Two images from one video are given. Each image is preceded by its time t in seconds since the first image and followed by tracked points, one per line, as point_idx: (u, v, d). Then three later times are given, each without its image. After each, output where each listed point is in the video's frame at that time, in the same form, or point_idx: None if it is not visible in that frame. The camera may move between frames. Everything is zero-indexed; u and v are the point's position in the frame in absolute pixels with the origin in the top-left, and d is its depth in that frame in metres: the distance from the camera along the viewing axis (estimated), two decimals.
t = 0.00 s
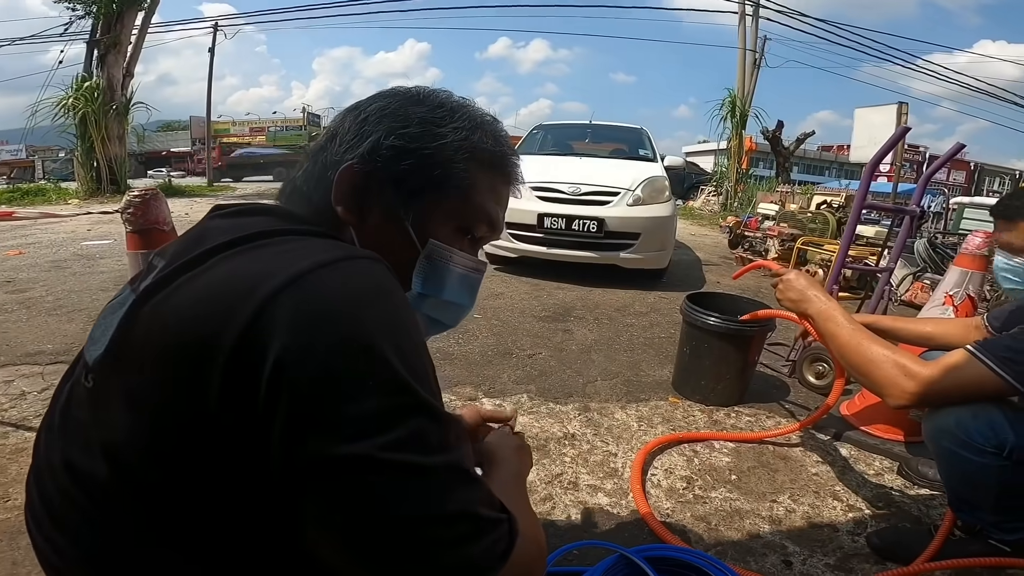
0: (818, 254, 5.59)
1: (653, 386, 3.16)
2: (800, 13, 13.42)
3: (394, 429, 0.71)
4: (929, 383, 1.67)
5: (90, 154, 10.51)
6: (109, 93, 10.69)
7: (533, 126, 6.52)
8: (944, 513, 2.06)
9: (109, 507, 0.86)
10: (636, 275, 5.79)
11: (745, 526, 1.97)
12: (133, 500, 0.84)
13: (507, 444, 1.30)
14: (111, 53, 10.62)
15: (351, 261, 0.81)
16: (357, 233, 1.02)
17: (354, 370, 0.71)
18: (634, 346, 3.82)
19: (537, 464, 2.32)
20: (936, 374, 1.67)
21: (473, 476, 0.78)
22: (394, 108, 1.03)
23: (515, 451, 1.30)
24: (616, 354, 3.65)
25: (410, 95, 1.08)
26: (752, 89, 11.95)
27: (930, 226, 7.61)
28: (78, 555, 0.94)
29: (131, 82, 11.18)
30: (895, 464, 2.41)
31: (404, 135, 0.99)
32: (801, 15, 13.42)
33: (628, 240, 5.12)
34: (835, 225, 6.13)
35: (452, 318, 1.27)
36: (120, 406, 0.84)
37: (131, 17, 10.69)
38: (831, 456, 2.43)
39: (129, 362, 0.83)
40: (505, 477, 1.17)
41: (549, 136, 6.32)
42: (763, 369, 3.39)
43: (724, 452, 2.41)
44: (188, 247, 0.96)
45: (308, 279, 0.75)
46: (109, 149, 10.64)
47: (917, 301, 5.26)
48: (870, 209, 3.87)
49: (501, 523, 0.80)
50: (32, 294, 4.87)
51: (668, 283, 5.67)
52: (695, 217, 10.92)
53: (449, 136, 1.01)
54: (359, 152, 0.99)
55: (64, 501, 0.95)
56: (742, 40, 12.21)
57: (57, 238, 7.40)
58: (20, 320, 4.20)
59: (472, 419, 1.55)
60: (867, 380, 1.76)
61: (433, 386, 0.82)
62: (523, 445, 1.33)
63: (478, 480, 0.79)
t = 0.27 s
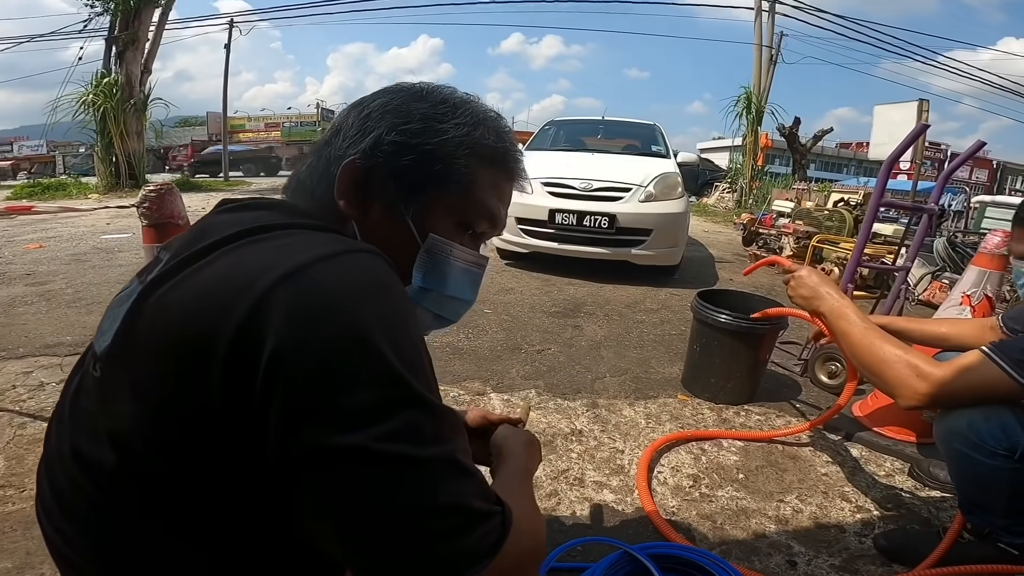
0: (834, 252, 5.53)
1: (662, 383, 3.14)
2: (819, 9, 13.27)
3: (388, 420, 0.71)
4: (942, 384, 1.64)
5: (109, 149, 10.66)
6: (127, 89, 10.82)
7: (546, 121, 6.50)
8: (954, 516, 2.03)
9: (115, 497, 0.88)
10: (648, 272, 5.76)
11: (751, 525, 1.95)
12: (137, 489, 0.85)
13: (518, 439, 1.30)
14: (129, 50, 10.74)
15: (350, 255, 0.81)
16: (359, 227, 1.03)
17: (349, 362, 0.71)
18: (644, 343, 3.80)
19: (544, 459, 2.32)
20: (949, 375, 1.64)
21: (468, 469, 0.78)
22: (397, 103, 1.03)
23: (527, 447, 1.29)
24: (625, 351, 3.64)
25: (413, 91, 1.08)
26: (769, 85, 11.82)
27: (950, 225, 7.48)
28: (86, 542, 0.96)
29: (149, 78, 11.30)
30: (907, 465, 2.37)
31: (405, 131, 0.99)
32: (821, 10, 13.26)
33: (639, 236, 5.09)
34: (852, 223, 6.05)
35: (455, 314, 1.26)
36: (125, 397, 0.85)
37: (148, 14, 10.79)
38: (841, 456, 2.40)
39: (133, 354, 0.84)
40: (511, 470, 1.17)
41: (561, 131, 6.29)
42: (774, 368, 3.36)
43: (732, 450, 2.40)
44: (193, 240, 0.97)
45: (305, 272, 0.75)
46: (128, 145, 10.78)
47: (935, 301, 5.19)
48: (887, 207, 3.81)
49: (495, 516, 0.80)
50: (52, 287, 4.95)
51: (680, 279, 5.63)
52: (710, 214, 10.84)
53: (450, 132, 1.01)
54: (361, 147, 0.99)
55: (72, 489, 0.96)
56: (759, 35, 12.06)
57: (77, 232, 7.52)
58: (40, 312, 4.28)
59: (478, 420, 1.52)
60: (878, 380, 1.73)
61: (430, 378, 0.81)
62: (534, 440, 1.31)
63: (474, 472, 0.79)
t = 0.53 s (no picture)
0: (848, 245, 5.45)
1: (672, 376, 3.12)
2: None
3: (384, 413, 0.71)
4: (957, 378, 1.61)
5: (123, 146, 10.77)
6: (140, 86, 10.90)
7: (555, 114, 6.45)
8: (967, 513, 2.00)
9: (117, 489, 0.88)
10: (659, 264, 5.72)
11: (759, 521, 1.94)
12: (138, 481, 0.85)
13: (520, 430, 1.30)
14: (140, 47, 10.81)
15: (347, 247, 0.80)
16: (360, 220, 1.02)
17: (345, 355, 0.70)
18: (653, 336, 3.78)
19: (551, 453, 2.31)
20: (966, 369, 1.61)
21: (465, 463, 0.77)
22: (397, 96, 1.02)
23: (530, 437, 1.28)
24: (635, 344, 3.62)
25: (414, 84, 1.06)
26: (782, 76, 11.67)
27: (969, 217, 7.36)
28: (91, 534, 0.96)
29: (161, 74, 11.37)
30: (920, 461, 2.34)
31: (405, 124, 0.97)
32: None
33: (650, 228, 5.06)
34: (867, 215, 5.96)
35: (458, 307, 1.25)
36: (126, 390, 0.85)
37: (159, 11, 10.85)
38: (853, 452, 2.37)
39: (134, 347, 0.84)
40: (513, 463, 1.16)
41: (571, 124, 6.25)
42: (786, 362, 3.33)
43: (742, 445, 2.37)
44: (194, 232, 0.96)
45: (302, 264, 0.74)
46: (141, 141, 10.87)
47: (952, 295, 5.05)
48: (903, 199, 3.75)
49: (491, 508, 0.79)
50: (68, 281, 5.02)
51: (691, 271, 5.59)
52: (722, 206, 10.74)
53: (451, 125, 1.00)
54: (362, 140, 0.98)
55: (78, 481, 0.97)
56: (773, 24, 11.89)
57: (93, 227, 7.61)
58: (56, 306, 4.33)
59: (481, 414, 1.52)
60: (891, 374, 1.70)
61: (428, 371, 0.81)
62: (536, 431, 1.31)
63: (471, 466, 0.79)
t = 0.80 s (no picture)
0: (864, 243, 5.38)
1: (682, 377, 3.10)
2: None
3: (379, 419, 0.71)
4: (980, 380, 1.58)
5: (140, 147, 10.90)
6: (156, 88, 11.02)
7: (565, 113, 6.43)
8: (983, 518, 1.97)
9: (126, 492, 0.88)
10: (670, 264, 5.69)
11: (769, 524, 1.91)
12: (145, 484, 0.85)
13: (524, 433, 1.30)
14: (155, 49, 10.92)
15: (346, 254, 0.79)
16: (362, 226, 1.02)
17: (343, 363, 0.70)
18: (664, 336, 3.75)
19: (559, 454, 2.30)
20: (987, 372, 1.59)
21: (462, 468, 0.77)
22: (399, 101, 1.02)
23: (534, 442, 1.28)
24: (645, 344, 3.59)
25: (415, 89, 1.06)
26: (796, 73, 11.55)
27: (988, 215, 7.24)
28: (100, 534, 0.97)
29: (176, 77, 11.49)
30: (936, 464, 2.30)
31: (406, 129, 0.97)
32: None
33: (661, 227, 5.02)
34: (884, 214, 5.88)
35: (460, 312, 1.25)
36: (132, 395, 0.85)
37: (172, 14, 10.95)
38: (867, 454, 2.34)
39: (138, 353, 0.84)
40: (517, 467, 1.16)
41: (581, 123, 6.23)
42: (800, 363, 3.29)
43: (753, 447, 2.35)
44: (198, 239, 0.96)
45: (301, 272, 0.74)
46: (157, 143, 11.00)
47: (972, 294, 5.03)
48: (920, 197, 3.69)
49: (489, 514, 0.79)
50: (86, 282, 5.09)
51: (703, 271, 5.55)
52: (735, 205, 10.65)
53: (451, 129, 0.99)
54: (363, 146, 0.98)
55: (88, 484, 0.97)
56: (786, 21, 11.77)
57: (111, 228, 7.72)
58: (73, 306, 4.40)
59: (488, 418, 1.51)
60: (908, 377, 1.67)
61: (426, 378, 0.80)
62: (541, 435, 1.30)
63: (467, 472, 0.78)
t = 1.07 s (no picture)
0: (871, 243, 5.33)
1: (684, 377, 3.08)
2: None
3: (364, 423, 0.69)
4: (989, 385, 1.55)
5: (147, 145, 10.95)
6: (162, 86, 11.06)
7: (570, 111, 6.41)
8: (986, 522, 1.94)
9: (114, 493, 0.87)
10: (675, 263, 5.65)
11: (769, 527, 1.89)
12: (132, 486, 0.84)
13: (520, 435, 1.27)
14: (161, 47, 10.95)
15: (333, 256, 0.78)
16: (354, 228, 1.00)
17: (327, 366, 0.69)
18: (667, 336, 3.73)
19: (559, 454, 2.29)
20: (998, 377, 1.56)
21: (448, 473, 0.76)
22: (391, 101, 1.00)
23: (531, 443, 1.26)
24: (648, 344, 3.57)
25: (409, 89, 1.04)
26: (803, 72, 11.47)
27: (998, 215, 7.16)
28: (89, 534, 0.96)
29: (182, 75, 11.52)
30: (941, 467, 2.27)
31: (398, 130, 0.95)
32: None
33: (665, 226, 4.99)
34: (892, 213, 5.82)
35: (454, 314, 1.24)
36: (119, 396, 0.84)
37: (179, 13, 10.97)
38: (871, 457, 2.31)
39: (123, 354, 0.82)
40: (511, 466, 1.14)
41: (586, 121, 6.20)
42: (805, 363, 3.25)
43: (755, 448, 2.32)
44: (187, 239, 0.95)
45: (286, 274, 0.73)
46: (165, 141, 11.04)
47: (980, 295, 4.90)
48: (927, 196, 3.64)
49: (475, 519, 0.77)
50: (91, 279, 5.12)
51: (707, 270, 5.51)
52: (741, 204, 10.59)
53: (444, 130, 0.97)
54: (355, 148, 0.96)
55: (77, 484, 0.96)
56: (793, 19, 11.69)
57: (118, 225, 7.75)
58: (78, 303, 4.42)
59: (484, 420, 1.49)
60: (914, 378, 1.64)
61: (414, 381, 0.79)
62: (538, 436, 1.28)
63: (454, 476, 0.77)
